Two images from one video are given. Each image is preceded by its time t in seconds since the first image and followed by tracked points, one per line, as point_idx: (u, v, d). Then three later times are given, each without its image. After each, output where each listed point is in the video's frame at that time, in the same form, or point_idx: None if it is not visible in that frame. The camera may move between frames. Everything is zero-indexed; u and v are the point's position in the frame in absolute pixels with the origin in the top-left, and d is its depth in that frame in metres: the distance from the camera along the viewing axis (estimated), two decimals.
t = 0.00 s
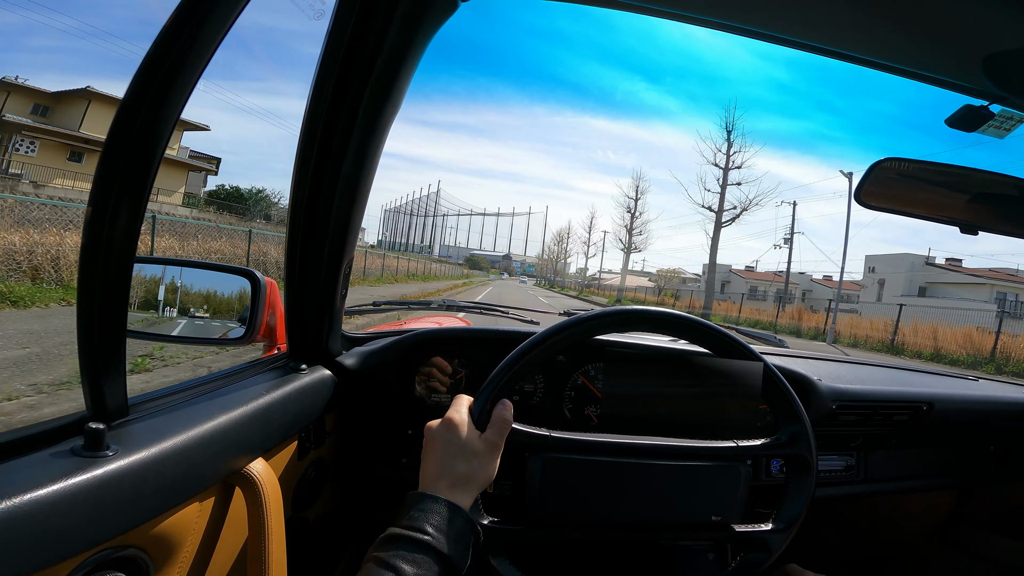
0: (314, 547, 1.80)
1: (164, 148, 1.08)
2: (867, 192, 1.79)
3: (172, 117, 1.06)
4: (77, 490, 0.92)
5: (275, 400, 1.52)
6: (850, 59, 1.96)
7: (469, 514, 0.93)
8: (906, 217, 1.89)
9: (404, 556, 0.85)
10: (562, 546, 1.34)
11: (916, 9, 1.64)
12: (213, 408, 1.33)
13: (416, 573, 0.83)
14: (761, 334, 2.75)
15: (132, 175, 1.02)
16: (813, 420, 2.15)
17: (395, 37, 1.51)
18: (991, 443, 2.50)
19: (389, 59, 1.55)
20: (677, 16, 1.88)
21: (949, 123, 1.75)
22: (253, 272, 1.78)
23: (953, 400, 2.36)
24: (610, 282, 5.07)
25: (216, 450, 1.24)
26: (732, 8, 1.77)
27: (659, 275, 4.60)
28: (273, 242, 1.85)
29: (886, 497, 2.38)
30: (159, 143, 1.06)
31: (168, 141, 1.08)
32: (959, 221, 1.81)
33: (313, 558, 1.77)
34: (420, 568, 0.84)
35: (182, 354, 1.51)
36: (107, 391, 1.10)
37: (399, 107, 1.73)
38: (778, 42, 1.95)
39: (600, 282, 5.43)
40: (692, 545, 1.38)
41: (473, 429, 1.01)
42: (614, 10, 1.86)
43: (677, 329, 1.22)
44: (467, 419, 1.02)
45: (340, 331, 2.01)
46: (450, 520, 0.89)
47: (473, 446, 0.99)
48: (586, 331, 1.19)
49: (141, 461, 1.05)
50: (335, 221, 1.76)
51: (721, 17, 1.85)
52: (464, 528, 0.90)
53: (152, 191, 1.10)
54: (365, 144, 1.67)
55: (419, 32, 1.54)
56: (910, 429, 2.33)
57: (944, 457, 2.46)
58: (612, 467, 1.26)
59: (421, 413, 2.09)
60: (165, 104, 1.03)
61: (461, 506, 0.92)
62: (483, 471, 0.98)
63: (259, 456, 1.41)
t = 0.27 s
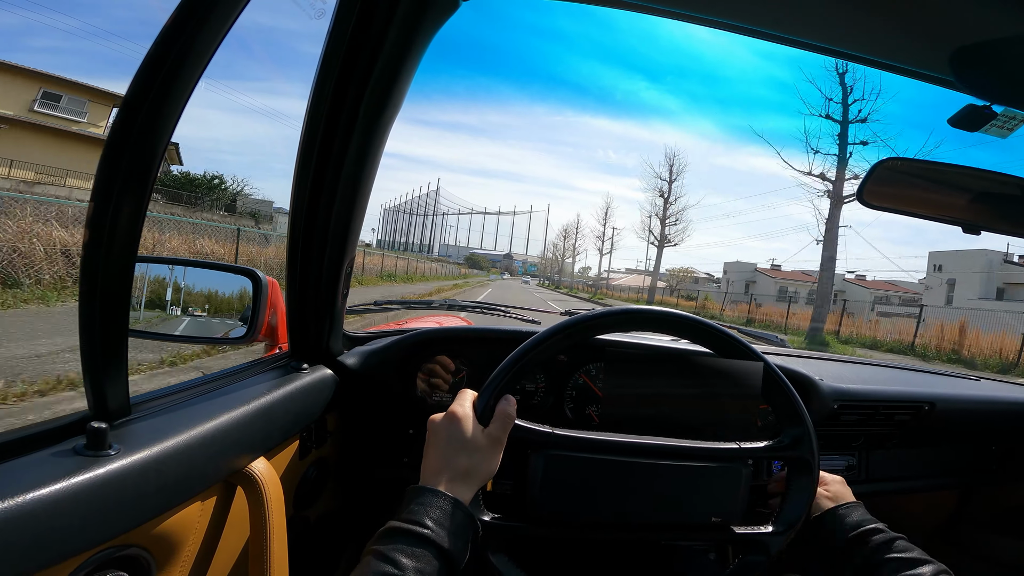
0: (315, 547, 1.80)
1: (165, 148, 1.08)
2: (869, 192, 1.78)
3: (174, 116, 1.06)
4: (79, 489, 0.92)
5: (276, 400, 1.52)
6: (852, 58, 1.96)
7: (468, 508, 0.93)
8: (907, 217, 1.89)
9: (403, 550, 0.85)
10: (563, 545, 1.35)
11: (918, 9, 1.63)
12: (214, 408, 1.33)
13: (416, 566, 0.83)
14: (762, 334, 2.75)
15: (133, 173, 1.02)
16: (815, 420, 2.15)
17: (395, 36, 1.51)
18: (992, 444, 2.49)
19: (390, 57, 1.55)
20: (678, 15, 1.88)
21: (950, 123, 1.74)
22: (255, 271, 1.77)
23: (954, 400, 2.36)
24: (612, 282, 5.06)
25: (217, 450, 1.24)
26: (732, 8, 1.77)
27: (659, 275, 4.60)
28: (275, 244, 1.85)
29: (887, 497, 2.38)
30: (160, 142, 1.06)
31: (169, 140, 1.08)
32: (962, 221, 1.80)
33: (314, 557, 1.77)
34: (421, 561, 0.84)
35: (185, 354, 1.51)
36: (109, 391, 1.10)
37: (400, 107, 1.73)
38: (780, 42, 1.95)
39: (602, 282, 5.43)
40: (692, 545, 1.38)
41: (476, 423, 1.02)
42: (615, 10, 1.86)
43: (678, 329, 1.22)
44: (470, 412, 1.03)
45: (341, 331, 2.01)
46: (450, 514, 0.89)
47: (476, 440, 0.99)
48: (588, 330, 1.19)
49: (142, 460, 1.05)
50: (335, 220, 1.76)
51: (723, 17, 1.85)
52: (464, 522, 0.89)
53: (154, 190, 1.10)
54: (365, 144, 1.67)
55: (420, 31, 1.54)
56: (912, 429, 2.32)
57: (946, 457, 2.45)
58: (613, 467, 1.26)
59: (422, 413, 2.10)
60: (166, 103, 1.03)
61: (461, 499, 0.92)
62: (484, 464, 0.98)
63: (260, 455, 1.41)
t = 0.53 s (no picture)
0: (316, 545, 1.80)
1: (168, 147, 1.08)
2: (872, 192, 1.78)
3: (176, 116, 1.06)
4: (82, 487, 0.92)
5: (278, 399, 1.52)
6: (854, 58, 1.96)
7: (469, 505, 0.93)
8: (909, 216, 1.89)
9: (404, 547, 0.85)
10: (564, 544, 1.35)
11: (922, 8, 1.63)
12: (216, 406, 1.33)
13: (416, 563, 0.83)
14: (763, 333, 2.75)
15: (136, 172, 1.03)
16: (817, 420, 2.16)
17: (397, 35, 1.51)
18: (994, 444, 2.48)
19: (392, 56, 1.55)
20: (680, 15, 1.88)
21: (953, 122, 1.74)
22: (257, 270, 1.77)
23: (956, 400, 2.36)
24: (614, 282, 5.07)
25: (219, 448, 1.24)
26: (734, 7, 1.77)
27: (662, 274, 4.60)
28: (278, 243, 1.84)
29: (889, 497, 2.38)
30: (162, 142, 1.06)
31: (172, 140, 1.08)
32: (965, 221, 1.80)
33: (315, 556, 1.78)
34: (422, 558, 0.84)
35: (189, 351, 1.50)
36: (112, 388, 1.11)
37: (402, 106, 1.73)
38: (783, 42, 1.95)
39: (603, 282, 5.44)
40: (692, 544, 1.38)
41: (477, 420, 1.02)
42: (618, 9, 1.86)
43: (680, 328, 1.22)
44: (471, 409, 1.03)
45: (343, 330, 2.02)
46: (451, 511, 0.89)
47: (477, 437, 0.99)
48: (589, 329, 1.20)
49: (145, 458, 1.05)
50: (338, 220, 1.76)
51: (725, 16, 1.84)
52: (465, 519, 0.89)
53: (156, 190, 1.10)
54: (368, 143, 1.68)
55: (421, 30, 1.54)
56: (914, 430, 2.32)
57: (948, 457, 2.45)
58: (614, 466, 1.26)
59: (423, 412, 2.10)
60: (168, 103, 1.03)
61: (462, 495, 0.92)
62: (485, 461, 0.99)
63: (262, 453, 1.41)
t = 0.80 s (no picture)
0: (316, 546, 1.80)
1: (170, 147, 1.08)
2: (874, 194, 1.78)
3: (179, 115, 1.06)
4: (81, 487, 0.92)
5: (278, 399, 1.52)
6: (856, 59, 1.96)
7: (469, 509, 0.93)
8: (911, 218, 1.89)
9: (404, 551, 0.85)
10: (564, 546, 1.34)
11: (925, 10, 1.63)
12: (217, 406, 1.33)
13: (416, 568, 0.83)
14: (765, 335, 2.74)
15: (138, 171, 1.03)
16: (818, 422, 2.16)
17: (399, 35, 1.51)
18: (996, 447, 2.48)
19: (394, 56, 1.55)
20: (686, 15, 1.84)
21: (956, 124, 1.74)
22: (258, 269, 1.76)
23: (958, 403, 2.36)
24: (615, 282, 5.07)
25: (220, 448, 1.24)
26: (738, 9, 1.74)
27: (664, 273, 4.58)
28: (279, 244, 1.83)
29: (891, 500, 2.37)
30: (165, 141, 1.06)
31: (174, 139, 1.08)
32: (967, 223, 1.80)
33: (315, 556, 1.77)
34: (421, 562, 0.84)
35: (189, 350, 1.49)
36: (112, 388, 1.11)
37: (404, 106, 1.73)
38: (786, 43, 1.95)
39: (605, 282, 5.43)
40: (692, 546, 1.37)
41: (476, 424, 1.02)
42: (621, 10, 1.86)
43: (682, 330, 1.22)
44: (470, 414, 1.03)
45: (344, 330, 2.01)
46: (451, 515, 0.89)
47: (476, 440, 0.99)
48: (590, 331, 1.19)
49: (145, 458, 1.05)
50: (340, 219, 1.76)
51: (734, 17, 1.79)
52: (466, 524, 0.89)
53: (159, 189, 1.10)
54: (370, 143, 1.67)
55: (424, 30, 1.54)
56: (915, 432, 2.32)
57: (949, 460, 2.44)
58: (615, 468, 1.26)
59: (424, 413, 2.10)
60: (171, 102, 1.03)
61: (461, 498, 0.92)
62: (484, 463, 0.98)
63: (262, 453, 1.41)
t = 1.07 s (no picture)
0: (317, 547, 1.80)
1: (173, 147, 1.08)
2: (877, 195, 1.78)
3: (182, 115, 1.06)
4: (82, 488, 0.92)
5: (280, 400, 1.52)
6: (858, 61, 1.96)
7: (470, 512, 0.93)
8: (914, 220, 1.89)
9: (405, 555, 0.84)
10: (565, 548, 1.34)
11: (926, 11, 1.63)
12: (218, 408, 1.33)
13: (417, 572, 0.83)
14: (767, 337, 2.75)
15: (142, 172, 1.03)
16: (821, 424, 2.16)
17: (401, 35, 1.51)
18: (1000, 448, 2.47)
19: (396, 56, 1.55)
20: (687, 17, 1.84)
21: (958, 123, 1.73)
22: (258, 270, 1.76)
23: (961, 405, 2.35)
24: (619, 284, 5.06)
25: (221, 449, 1.24)
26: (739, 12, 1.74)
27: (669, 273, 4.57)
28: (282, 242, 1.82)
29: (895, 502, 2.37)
30: (168, 142, 1.06)
31: (177, 140, 1.08)
32: (970, 224, 1.80)
33: (316, 557, 1.77)
34: (422, 567, 0.83)
35: (190, 352, 1.50)
36: (114, 389, 1.11)
37: (405, 107, 1.73)
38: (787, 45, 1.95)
39: (608, 284, 5.42)
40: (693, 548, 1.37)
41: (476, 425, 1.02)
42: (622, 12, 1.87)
43: (684, 332, 1.22)
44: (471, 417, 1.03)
45: (346, 331, 2.02)
46: (451, 519, 0.89)
47: (476, 441, 0.99)
48: (591, 333, 1.19)
49: (146, 459, 1.05)
50: (342, 220, 1.76)
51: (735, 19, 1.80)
52: (467, 528, 0.89)
53: (162, 190, 1.10)
54: (372, 144, 1.68)
55: (425, 30, 1.54)
56: (918, 434, 2.32)
57: (953, 461, 2.44)
58: (616, 470, 1.26)
59: (425, 414, 2.10)
60: (174, 102, 1.03)
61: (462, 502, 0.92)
62: (484, 467, 0.98)
63: (263, 455, 1.41)
